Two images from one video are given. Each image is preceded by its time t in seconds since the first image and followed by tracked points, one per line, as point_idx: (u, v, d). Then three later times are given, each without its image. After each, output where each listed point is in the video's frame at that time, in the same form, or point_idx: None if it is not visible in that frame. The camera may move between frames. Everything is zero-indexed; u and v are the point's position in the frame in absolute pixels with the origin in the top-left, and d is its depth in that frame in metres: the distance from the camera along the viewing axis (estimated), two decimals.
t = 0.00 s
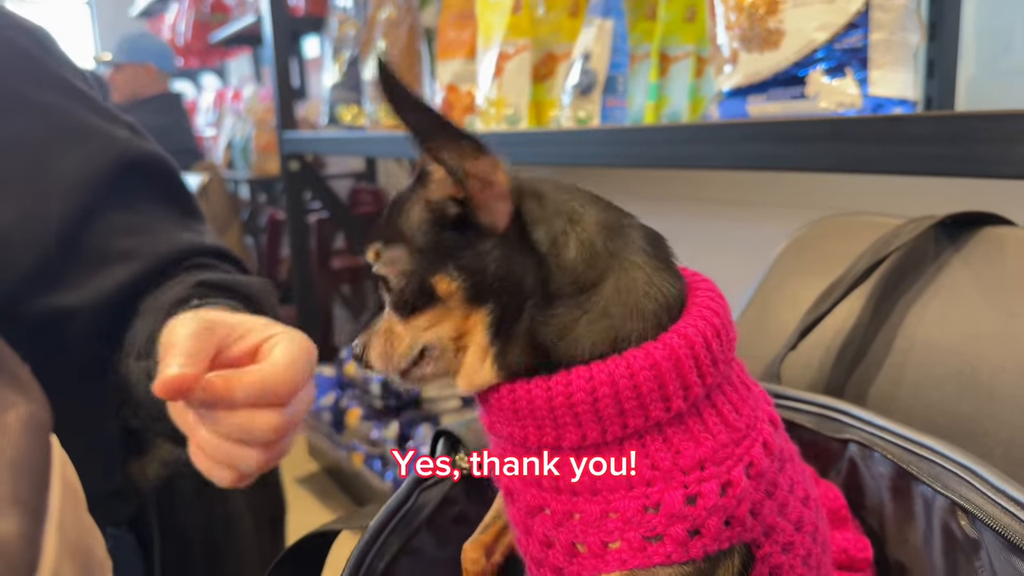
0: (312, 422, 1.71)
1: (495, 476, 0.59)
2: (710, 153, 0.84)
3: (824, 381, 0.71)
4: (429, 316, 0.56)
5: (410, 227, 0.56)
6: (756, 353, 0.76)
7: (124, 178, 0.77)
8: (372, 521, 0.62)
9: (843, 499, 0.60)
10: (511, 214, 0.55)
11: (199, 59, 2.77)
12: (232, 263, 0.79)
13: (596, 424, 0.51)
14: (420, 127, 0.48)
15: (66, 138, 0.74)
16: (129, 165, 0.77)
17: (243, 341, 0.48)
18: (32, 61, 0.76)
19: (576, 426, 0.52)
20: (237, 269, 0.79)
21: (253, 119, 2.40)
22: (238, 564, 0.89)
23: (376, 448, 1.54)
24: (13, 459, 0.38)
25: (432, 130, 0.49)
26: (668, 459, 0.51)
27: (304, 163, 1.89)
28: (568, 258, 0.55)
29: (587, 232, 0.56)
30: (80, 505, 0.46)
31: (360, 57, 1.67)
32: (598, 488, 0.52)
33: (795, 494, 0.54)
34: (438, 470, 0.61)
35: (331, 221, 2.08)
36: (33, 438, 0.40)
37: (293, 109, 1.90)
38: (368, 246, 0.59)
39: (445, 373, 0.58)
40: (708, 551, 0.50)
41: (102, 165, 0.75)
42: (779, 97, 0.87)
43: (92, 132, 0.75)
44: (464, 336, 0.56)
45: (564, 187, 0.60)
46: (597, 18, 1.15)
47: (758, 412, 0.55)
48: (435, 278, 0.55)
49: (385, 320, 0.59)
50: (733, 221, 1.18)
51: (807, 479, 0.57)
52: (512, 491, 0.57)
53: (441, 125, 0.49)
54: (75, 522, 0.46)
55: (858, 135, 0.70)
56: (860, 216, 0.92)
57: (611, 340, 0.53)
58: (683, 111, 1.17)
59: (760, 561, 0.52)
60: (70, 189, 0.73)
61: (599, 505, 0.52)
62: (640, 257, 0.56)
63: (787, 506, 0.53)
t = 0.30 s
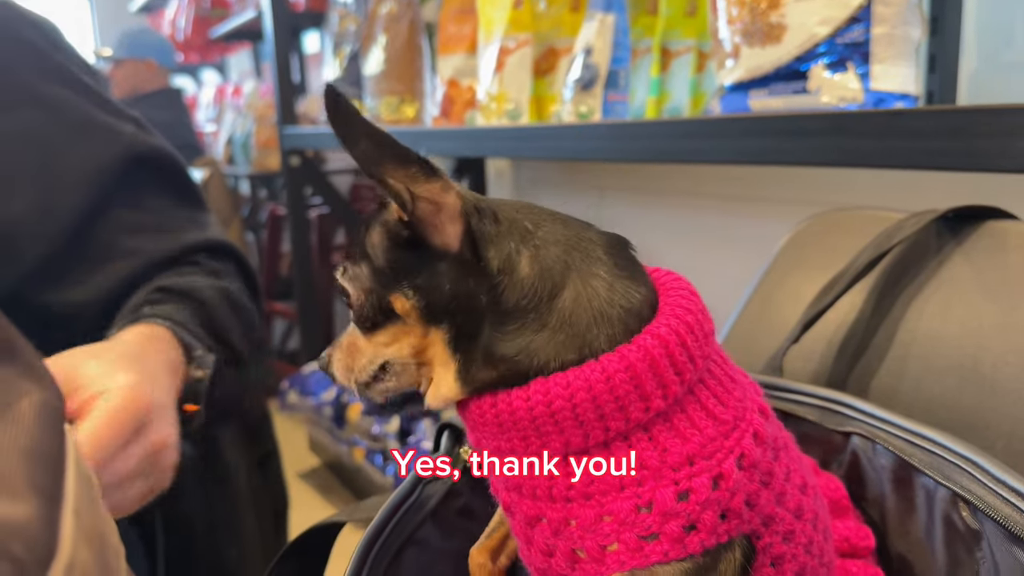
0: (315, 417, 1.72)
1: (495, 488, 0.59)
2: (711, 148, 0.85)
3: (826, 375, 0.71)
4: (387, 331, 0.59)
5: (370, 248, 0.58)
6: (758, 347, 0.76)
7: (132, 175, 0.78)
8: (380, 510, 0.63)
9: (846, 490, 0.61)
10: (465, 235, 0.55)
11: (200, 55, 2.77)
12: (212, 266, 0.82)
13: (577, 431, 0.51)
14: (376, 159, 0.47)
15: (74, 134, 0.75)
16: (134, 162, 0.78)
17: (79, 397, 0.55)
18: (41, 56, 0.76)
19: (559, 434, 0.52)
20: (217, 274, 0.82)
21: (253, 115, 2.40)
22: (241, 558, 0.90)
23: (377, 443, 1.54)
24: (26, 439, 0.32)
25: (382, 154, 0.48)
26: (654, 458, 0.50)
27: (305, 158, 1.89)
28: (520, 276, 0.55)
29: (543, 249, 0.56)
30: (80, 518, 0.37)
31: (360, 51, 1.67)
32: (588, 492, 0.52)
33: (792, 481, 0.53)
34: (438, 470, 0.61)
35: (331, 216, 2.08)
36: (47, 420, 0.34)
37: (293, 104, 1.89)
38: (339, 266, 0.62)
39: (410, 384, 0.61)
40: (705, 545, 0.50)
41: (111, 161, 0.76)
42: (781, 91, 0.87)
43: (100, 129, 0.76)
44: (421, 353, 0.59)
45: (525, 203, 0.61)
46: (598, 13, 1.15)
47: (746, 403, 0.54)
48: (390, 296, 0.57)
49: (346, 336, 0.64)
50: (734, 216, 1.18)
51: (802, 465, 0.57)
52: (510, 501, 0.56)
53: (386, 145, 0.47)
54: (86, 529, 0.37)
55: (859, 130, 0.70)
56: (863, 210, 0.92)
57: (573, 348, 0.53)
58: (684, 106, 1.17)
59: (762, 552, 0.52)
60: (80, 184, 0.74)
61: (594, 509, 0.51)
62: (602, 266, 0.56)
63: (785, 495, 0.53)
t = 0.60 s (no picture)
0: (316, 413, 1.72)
1: (493, 490, 0.59)
2: (713, 142, 0.85)
3: (827, 369, 0.71)
4: (374, 326, 0.61)
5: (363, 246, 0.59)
6: (759, 341, 0.76)
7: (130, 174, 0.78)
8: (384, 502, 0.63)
9: (847, 480, 0.61)
10: (452, 239, 0.56)
11: (201, 50, 2.76)
12: (200, 258, 0.82)
13: (566, 431, 0.51)
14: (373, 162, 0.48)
15: (78, 130, 0.75)
16: (133, 160, 0.78)
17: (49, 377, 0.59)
18: (48, 55, 0.76)
19: (549, 435, 0.51)
20: (205, 265, 0.81)
21: (255, 110, 2.40)
22: (240, 557, 0.89)
23: (378, 438, 1.54)
24: (29, 433, 0.32)
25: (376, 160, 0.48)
26: (646, 456, 0.50)
27: (306, 154, 1.89)
28: (501, 280, 0.55)
29: (524, 253, 0.56)
30: (86, 517, 0.36)
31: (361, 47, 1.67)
32: (581, 492, 0.51)
33: (790, 475, 0.53)
34: (438, 470, 0.61)
35: (332, 212, 2.08)
36: (49, 411, 0.34)
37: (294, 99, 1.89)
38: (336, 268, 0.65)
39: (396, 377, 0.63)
40: (702, 542, 0.49)
41: (111, 160, 0.76)
42: (783, 85, 0.87)
43: (104, 127, 0.76)
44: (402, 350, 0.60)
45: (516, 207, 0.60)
46: (600, 7, 1.15)
47: (739, 396, 0.54)
48: (378, 292, 0.59)
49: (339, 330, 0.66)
50: (735, 210, 1.18)
51: (802, 458, 0.57)
52: (507, 502, 0.56)
53: (380, 152, 0.47)
54: (92, 525, 0.37)
55: (860, 124, 0.69)
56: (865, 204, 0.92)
57: (555, 352, 0.53)
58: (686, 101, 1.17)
59: (762, 547, 0.51)
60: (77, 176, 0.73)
61: (588, 509, 0.51)
62: (585, 269, 0.56)
63: (784, 488, 0.52)
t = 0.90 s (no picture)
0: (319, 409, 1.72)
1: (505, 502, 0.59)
2: (714, 138, 0.85)
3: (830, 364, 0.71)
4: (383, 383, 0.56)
5: (353, 301, 0.56)
6: (762, 336, 0.76)
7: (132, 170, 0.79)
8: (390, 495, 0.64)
9: (851, 474, 0.61)
10: (443, 271, 0.53)
11: (201, 45, 2.76)
12: (184, 248, 0.80)
13: (576, 448, 0.51)
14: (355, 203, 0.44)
15: (82, 128, 0.75)
16: (135, 156, 0.78)
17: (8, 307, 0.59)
18: (52, 53, 0.76)
19: (560, 452, 0.51)
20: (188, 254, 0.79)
21: (257, 106, 2.41)
22: (244, 553, 0.90)
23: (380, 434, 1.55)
24: (42, 425, 0.34)
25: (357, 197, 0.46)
26: (658, 469, 0.50)
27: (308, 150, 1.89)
28: (503, 305, 0.53)
29: (522, 273, 0.54)
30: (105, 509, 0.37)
31: (363, 42, 1.67)
32: (595, 508, 0.51)
33: (799, 475, 0.53)
34: (438, 470, 0.61)
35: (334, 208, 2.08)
36: (62, 405, 0.36)
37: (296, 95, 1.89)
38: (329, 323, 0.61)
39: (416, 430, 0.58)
40: (716, 551, 0.49)
41: (115, 158, 0.76)
42: (786, 80, 0.87)
43: (108, 125, 0.76)
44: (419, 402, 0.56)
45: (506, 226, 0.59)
46: (603, 2, 1.15)
47: (748, 400, 0.54)
48: (380, 343, 0.55)
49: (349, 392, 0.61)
50: (737, 206, 1.18)
51: (810, 457, 0.57)
52: (521, 517, 0.56)
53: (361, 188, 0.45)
54: (113, 519, 0.38)
55: (863, 119, 0.70)
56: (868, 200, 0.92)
57: (563, 367, 0.52)
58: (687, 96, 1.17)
59: (772, 548, 0.51)
60: (83, 178, 0.74)
61: (601, 523, 0.51)
62: (585, 281, 0.55)
63: (794, 489, 0.53)
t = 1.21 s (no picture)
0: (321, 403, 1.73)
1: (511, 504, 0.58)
2: (717, 131, 0.85)
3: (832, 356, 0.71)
4: (389, 393, 0.59)
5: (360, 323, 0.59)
6: (765, 329, 0.76)
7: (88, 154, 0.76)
8: (393, 490, 0.64)
9: (851, 469, 0.61)
10: (421, 282, 0.55)
11: (201, 40, 2.76)
12: (126, 247, 0.76)
13: (583, 451, 0.50)
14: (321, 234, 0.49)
15: (41, 106, 0.71)
16: (97, 138, 0.75)
17: None
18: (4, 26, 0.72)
19: (565, 455, 0.51)
20: (129, 254, 0.75)
21: (258, 100, 2.41)
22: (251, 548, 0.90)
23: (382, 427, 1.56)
24: (57, 413, 0.41)
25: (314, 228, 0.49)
26: (665, 471, 0.50)
27: (309, 144, 1.89)
28: (495, 309, 0.54)
29: (517, 276, 0.55)
30: (116, 494, 0.44)
31: (364, 36, 1.67)
32: (602, 511, 0.51)
33: (802, 474, 0.54)
34: (438, 470, 0.60)
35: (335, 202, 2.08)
36: (72, 390, 0.43)
37: (297, 88, 1.89)
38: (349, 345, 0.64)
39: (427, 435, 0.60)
40: (723, 553, 0.49)
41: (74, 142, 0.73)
42: (788, 74, 0.88)
43: (68, 101, 0.73)
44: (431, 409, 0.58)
45: (503, 232, 0.60)
46: None
47: (755, 401, 0.54)
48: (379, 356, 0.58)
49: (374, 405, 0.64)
50: (739, 201, 1.18)
51: (811, 454, 0.57)
52: (528, 522, 0.56)
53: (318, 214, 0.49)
54: (122, 503, 0.44)
55: (865, 113, 0.70)
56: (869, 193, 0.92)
57: (565, 369, 0.52)
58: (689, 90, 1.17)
59: (775, 548, 0.51)
60: (35, 149, 0.69)
61: (608, 526, 0.51)
62: (582, 279, 0.56)
63: (797, 490, 0.53)
